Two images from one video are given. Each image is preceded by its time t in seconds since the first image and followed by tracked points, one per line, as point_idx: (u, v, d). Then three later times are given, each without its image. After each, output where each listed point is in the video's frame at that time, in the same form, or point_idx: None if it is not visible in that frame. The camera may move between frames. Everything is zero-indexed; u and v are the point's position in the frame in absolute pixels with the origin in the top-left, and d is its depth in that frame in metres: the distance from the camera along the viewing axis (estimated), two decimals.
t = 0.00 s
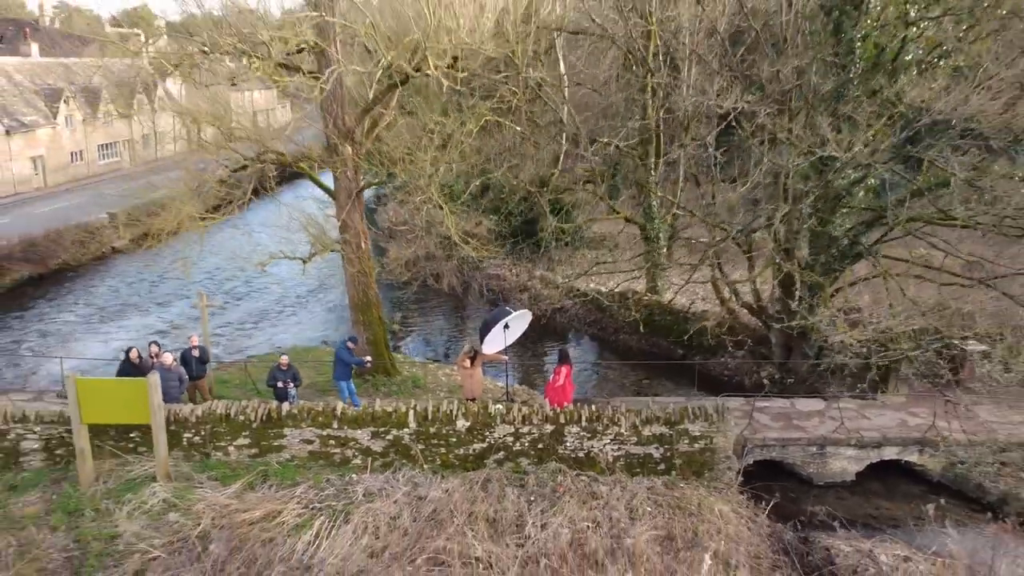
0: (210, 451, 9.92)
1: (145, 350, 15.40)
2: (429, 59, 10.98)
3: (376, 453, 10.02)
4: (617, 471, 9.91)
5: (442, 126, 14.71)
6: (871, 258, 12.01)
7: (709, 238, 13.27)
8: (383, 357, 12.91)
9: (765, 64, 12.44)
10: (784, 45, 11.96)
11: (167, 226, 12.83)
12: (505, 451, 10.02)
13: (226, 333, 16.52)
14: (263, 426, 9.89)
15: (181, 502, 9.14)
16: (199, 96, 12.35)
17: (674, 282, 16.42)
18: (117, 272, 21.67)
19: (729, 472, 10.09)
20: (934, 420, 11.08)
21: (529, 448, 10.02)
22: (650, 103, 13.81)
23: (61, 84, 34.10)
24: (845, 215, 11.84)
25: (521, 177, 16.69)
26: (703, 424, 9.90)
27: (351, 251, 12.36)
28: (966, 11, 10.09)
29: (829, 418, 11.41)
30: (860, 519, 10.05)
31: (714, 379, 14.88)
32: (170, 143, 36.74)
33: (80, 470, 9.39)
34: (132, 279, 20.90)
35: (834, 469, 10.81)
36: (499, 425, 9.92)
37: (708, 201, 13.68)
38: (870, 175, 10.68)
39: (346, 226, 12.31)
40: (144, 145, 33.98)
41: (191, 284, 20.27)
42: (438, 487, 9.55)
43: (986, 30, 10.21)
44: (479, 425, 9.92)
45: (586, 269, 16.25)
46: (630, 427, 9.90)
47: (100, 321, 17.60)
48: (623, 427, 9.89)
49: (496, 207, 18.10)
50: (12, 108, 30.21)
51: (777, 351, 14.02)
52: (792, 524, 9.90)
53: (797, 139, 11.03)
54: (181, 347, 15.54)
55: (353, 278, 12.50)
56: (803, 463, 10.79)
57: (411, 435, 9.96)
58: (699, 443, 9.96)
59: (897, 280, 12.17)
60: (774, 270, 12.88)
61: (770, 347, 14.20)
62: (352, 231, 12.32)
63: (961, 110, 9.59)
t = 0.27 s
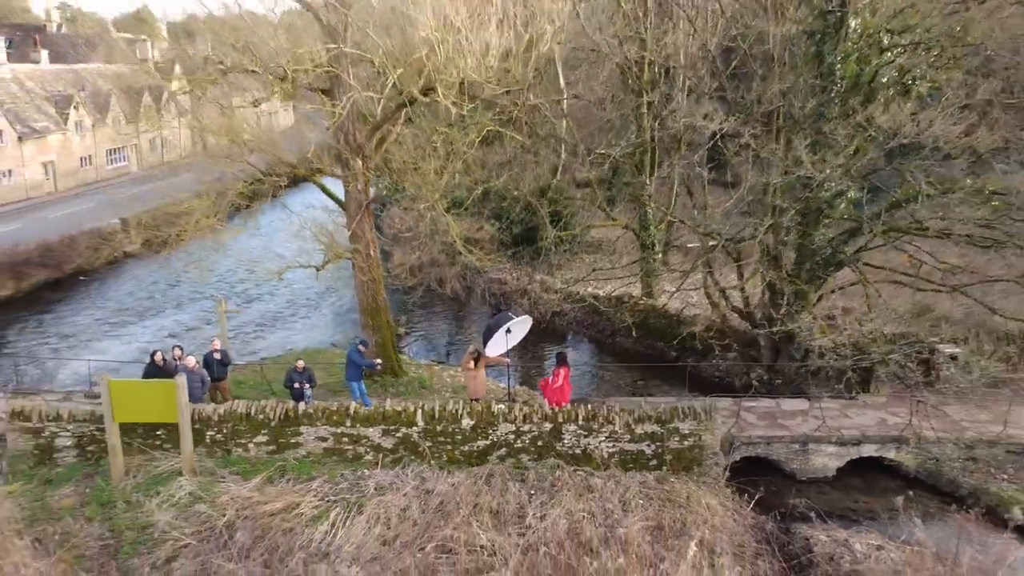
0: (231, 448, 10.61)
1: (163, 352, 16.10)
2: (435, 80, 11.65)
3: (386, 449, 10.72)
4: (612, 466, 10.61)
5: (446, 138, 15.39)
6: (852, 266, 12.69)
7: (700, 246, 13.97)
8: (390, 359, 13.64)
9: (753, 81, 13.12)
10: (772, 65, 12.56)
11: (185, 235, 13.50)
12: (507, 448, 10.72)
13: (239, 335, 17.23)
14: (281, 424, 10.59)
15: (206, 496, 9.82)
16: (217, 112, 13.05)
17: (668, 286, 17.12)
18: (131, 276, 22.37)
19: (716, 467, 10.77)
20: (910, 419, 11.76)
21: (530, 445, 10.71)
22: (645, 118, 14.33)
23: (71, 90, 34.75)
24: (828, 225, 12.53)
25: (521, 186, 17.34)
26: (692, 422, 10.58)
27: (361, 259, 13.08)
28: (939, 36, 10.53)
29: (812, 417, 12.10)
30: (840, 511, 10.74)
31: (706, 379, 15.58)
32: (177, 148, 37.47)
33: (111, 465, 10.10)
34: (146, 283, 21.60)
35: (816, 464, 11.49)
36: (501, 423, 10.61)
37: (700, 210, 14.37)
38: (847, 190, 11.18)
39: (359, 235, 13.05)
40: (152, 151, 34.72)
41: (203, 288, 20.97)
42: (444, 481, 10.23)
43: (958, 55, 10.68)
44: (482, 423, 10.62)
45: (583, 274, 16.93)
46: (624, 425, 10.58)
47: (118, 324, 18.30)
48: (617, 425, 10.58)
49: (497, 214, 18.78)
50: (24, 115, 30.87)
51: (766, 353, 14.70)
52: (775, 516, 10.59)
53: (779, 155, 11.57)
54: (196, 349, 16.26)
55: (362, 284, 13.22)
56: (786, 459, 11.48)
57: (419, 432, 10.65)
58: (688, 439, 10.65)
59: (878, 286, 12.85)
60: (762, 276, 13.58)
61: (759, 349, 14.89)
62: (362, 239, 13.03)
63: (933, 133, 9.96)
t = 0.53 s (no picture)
0: (250, 445, 11.32)
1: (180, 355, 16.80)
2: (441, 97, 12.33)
3: (395, 446, 11.42)
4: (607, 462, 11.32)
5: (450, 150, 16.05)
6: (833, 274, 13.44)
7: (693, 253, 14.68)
8: (397, 361, 14.37)
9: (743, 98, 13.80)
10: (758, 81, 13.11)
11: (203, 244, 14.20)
12: (508, 445, 11.42)
13: (251, 337, 17.93)
14: (297, 422, 11.31)
15: (228, 490, 10.52)
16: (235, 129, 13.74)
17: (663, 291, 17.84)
18: (143, 280, 23.07)
19: (705, 463, 11.48)
20: (889, 417, 12.48)
21: (530, 442, 11.41)
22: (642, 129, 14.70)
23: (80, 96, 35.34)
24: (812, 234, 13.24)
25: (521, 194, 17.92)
26: (682, 421, 11.30)
27: (371, 266, 13.81)
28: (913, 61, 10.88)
29: (797, 416, 12.81)
30: (821, 505, 11.44)
31: (699, 380, 16.29)
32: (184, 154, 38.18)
33: (139, 461, 10.80)
34: (158, 287, 22.28)
35: (800, 461, 12.19)
36: (503, 422, 11.32)
37: (692, 218, 15.08)
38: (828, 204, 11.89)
39: (370, 244, 13.78)
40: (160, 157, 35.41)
41: (214, 292, 21.67)
42: (450, 475, 10.94)
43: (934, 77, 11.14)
44: (486, 422, 11.32)
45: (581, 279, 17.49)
46: (618, 424, 11.29)
47: (134, 327, 19.00)
48: (612, 424, 11.29)
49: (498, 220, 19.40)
50: (35, 121, 31.47)
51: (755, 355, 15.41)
52: (760, 509, 11.30)
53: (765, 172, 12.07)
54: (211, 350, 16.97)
55: (372, 290, 13.94)
56: (772, 456, 12.19)
57: (427, 430, 11.36)
58: (679, 437, 11.37)
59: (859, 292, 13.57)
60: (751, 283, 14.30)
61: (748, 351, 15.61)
62: (372, 247, 13.75)
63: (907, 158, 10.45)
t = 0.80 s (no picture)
0: (264, 442, 11.92)
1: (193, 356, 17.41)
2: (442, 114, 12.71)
3: (402, 444, 12.02)
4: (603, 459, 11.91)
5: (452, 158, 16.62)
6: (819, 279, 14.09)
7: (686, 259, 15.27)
8: (403, 362, 14.99)
9: (735, 111, 14.41)
10: (747, 95, 13.73)
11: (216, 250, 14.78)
12: (509, 442, 12.02)
13: (259, 339, 18.52)
14: (309, 421, 11.92)
15: (244, 485, 11.12)
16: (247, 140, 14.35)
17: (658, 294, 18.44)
18: (153, 283, 23.66)
19: (696, 460, 12.08)
20: (872, 416, 13.12)
21: (530, 440, 12.01)
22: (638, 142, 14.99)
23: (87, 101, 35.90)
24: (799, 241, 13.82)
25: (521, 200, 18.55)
26: (675, 420, 11.90)
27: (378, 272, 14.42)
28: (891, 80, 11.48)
29: (785, 415, 13.40)
30: (807, 499, 12.04)
31: (692, 380, 16.88)
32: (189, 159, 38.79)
33: (159, 457, 11.41)
34: (169, 289, 22.88)
35: (787, 458, 12.79)
36: (504, 421, 11.92)
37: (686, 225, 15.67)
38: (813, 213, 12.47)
39: (376, 251, 14.37)
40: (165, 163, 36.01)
41: (223, 294, 22.28)
42: (454, 471, 11.54)
43: (911, 93, 11.83)
44: (488, 421, 11.93)
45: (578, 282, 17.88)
46: (614, 422, 11.89)
47: (147, 329, 19.61)
48: (608, 422, 11.88)
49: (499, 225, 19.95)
50: (44, 126, 32.04)
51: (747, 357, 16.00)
52: (748, 503, 11.90)
53: (753, 183, 12.69)
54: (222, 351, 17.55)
55: (378, 294, 14.54)
56: (760, 453, 12.79)
57: (432, 429, 11.96)
58: (671, 435, 11.96)
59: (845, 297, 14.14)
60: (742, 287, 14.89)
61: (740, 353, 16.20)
62: (378, 253, 14.33)
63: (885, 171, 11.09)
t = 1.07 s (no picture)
0: (280, 439, 12.67)
1: (207, 357, 18.15)
2: (447, 131, 13.06)
3: (409, 440, 12.74)
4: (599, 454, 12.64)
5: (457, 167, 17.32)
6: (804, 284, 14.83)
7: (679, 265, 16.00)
8: (409, 363, 15.73)
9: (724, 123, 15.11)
10: (736, 109, 14.42)
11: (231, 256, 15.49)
12: (510, 439, 12.75)
13: (270, 340, 19.23)
14: (321, 419, 12.67)
15: (262, 479, 11.85)
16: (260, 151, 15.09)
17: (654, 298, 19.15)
18: (165, 285, 24.39)
19: (687, 455, 12.80)
20: (853, 415, 13.88)
21: (530, 437, 12.73)
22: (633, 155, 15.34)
23: (95, 106, 36.59)
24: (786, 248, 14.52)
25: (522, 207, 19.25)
26: (666, 418, 12.65)
27: (386, 276, 15.15)
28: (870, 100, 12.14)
29: (772, 413, 14.14)
30: (791, 493, 12.77)
31: (685, 381, 17.61)
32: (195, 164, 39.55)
33: (181, 453, 12.14)
34: (180, 292, 23.61)
35: (774, 454, 13.51)
36: (506, 419, 12.65)
37: (679, 231, 16.40)
38: (797, 223, 13.20)
39: (384, 257, 15.07)
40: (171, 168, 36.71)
41: (234, 296, 23.02)
42: (458, 466, 12.27)
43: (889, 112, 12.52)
44: (490, 419, 12.65)
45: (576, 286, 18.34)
46: (609, 420, 12.62)
47: (162, 330, 20.34)
48: (604, 419, 12.62)
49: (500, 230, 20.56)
50: (55, 132, 32.73)
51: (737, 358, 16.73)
52: (735, 496, 12.63)
53: (740, 194, 13.44)
54: (234, 352, 18.26)
55: (385, 298, 15.27)
56: (748, 450, 13.52)
57: (437, 426, 12.70)
58: (664, 432, 12.69)
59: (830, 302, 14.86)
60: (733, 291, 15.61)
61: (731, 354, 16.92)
62: (385, 260, 15.06)
63: (862, 185, 11.84)
